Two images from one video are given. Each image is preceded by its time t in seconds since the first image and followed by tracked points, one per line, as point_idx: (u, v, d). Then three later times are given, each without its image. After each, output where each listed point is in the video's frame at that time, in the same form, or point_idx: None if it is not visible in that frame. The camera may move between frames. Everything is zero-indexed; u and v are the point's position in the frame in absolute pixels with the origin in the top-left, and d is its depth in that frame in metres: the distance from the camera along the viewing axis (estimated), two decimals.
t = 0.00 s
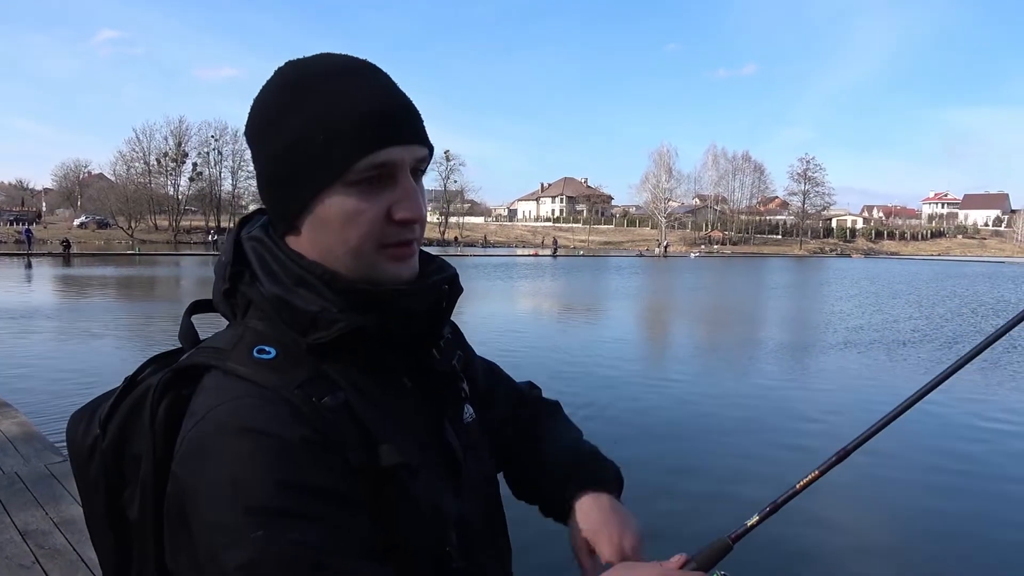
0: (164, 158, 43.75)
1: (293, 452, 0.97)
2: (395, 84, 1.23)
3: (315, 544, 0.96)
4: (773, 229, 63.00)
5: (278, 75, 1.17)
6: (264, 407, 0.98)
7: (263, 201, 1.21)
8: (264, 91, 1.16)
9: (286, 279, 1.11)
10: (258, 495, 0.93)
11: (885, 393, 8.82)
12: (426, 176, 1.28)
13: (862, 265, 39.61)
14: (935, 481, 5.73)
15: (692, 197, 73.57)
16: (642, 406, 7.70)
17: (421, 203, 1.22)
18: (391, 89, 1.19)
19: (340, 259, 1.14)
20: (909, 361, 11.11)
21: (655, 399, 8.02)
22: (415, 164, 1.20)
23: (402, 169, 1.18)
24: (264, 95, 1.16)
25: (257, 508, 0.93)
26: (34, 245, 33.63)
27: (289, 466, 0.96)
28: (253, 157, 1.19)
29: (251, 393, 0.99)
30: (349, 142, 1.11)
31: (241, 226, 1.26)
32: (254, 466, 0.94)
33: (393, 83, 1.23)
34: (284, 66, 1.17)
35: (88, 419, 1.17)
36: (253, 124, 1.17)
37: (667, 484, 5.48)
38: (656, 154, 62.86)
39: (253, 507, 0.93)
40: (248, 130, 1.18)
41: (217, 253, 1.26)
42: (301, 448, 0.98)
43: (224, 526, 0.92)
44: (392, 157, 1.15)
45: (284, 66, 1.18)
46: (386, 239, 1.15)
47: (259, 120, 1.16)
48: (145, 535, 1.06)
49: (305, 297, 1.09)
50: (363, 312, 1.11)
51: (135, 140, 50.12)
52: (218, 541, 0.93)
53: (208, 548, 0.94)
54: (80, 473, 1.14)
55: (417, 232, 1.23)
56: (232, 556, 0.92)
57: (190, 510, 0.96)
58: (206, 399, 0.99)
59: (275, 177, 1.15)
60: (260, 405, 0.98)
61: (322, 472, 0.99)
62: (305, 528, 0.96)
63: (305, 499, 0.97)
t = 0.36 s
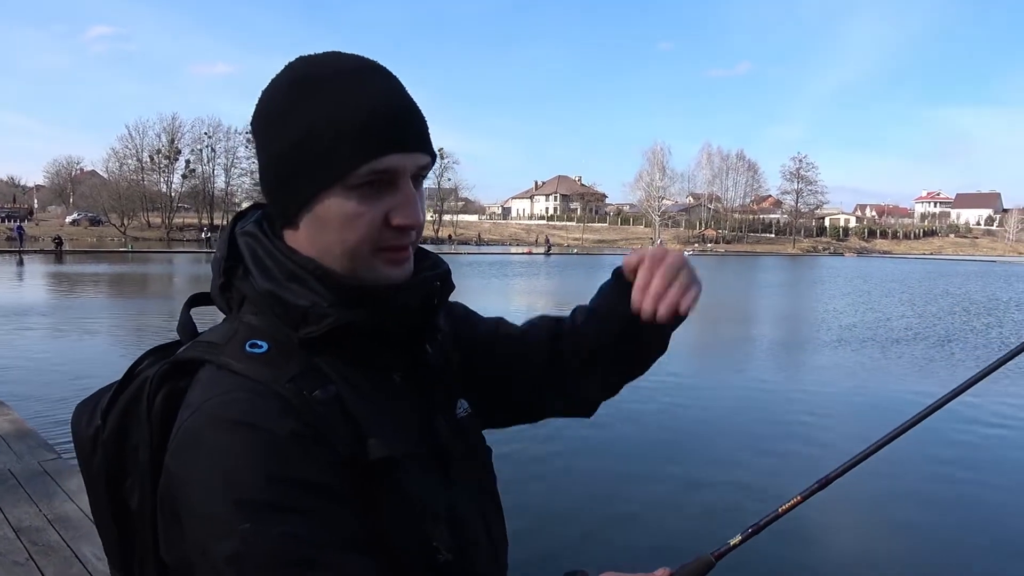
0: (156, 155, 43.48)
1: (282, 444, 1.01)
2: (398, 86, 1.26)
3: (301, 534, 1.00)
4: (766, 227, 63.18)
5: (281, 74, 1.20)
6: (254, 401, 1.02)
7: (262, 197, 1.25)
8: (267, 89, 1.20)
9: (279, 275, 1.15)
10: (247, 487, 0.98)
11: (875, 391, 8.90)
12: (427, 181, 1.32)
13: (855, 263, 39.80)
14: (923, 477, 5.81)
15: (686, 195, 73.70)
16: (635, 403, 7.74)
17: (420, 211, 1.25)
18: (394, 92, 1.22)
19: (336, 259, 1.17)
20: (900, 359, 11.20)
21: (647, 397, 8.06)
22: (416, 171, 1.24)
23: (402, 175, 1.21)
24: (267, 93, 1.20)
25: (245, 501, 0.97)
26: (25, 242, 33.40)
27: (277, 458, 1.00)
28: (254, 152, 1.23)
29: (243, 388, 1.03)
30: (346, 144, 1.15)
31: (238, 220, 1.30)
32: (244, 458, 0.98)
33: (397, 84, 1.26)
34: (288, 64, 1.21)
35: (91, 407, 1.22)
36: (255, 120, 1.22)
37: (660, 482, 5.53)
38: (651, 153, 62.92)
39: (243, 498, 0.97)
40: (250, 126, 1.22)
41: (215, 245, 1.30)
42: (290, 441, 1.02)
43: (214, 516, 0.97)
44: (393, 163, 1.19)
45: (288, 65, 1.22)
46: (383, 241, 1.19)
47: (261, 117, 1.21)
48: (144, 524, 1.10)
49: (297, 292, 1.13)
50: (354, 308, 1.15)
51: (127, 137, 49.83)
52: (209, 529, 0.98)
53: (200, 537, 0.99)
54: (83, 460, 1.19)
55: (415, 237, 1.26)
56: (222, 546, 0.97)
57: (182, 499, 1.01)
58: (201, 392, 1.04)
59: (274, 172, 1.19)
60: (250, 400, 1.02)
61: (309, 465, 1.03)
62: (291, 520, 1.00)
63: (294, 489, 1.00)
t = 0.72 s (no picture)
0: (152, 155, 43.37)
1: (269, 442, 1.01)
2: (386, 81, 1.27)
3: (289, 533, 1.00)
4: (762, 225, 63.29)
5: (268, 71, 1.21)
6: (242, 403, 1.03)
7: (253, 194, 1.26)
8: (252, 89, 1.21)
9: (266, 272, 1.16)
10: (235, 485, 0.98)
11: (872, 388, 8.92)
12: (416, 175, 1.32)
13: (851, 261, 39.85)
14: (923, 475, 5.83)
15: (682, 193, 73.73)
16: (632, 402, 7.77)
17: (408, 204, 1.25)
18: (379, 85, 1.22)
19: (323, 255, 1.19)
20: (897, 356, 11.22)
21: (645, 395, 8.09)
22: (401, 165, 1.24)
23: (388, 170, 1.21)
24: (253, 92, 1.21)
25: (233, 501, 0.98)
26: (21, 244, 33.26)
27: (265, 457, 1.00)
28: (242, 150, 1.24)
29: (233, 387, 1.04)
30: (330, 141, 1.15)
31: (232, 216, 1.32)
32: (232, 457, 0.99)
33: (383, 78, 1.26)
34: (273, 61, 1.22)
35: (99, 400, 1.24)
36: (242, 120, 1.22)
37: (658, 480, 5.54)
38: (647, 151, 63.00)
39: (231, 498, 0.98)
40: (238, 125, 1.23)
41: (211, 240, 1.32)
42: (279, 440, 1.02)
43: (205, 514, 0.99)
44: (379, 158, 1.19)
45: (273, 62, 1.23)
46: (371, 239, 1.20)
47: (248, 114, 1.22)
48: (150, 517, 1.12)
49: (284, 289, 1.14)
50: (341, 302, 1.15)
51: (122, 139, 49.65)
52: (201, 527, 0.99)
53: (192, 534, 1.00)
54: (91, 452, 1.22)
55: (405, 232, 1.27)
56: (213, 545, 0.98)
57: (176, 496, 1.02)
58: (193, 391, 1.05)
59: (263, 172, 1.20)
60: (240, 400, 1.03)
61: (296, 463, 1.03)
62: (279, 517, 1.00)
63: (280, 488, 1.01)
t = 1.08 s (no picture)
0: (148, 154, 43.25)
1: (265, 445, 1.01)
2: (375, 82, 1.26)
3: (286, 534, 1.00)
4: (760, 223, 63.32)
5: (256, 72, 1.21)
6: (237, 405, 1.03)
7: (247, 196, 1.26)
8: (242, 91, 1.21)
9: (260, 274, 1.16)
10: (230, 487, 0.98)
11: (870, 385, 8.94)
12: (405, 176, 1.32)
13: (849, 258, 39.87)
14: (921, 471, 5.84)
15: (680, 191, 73.69)
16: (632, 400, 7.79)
17: (395, 207, 1.24)
18: (367, 87, 1.22)
19: (310, 259, 1.19)
20: (895, 353, 11.24)
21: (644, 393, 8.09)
22: (389, 167, 1.23)
23: (375, 173, 1.21)
24: (243, 94, 1.21)
25: (228, 501, 0.98)
26: (17, 245, 33.15)
27: (260, 458, 1.00)
28: (234, 153, 1.24)
29: (229, 390, 1.04)
30: (318, 144, 1.15)
31: (228, 218, 1.32)
32: (227, 459, 0.99)
33: (373, 80, 1.26)
34: (263, 63, 1.22)
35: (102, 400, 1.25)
36: (234, 122, 1.23)
37: (656, 478, 5.55)
38: (645, 149, 63.05)
39: (226, 500, 0.98)
40: (230, 127, 1.23)
41: (209, 241, 1.32)
42: (274, 442, 1.02)
43: (199, 517, 0.99)
44: (365, 161, 1.19)
45: (264, 63, 1.22)
46: (358, 244, 1.20)
47: (239, 116, 1.22)
48: (151, 516, 1.13)
49: (278, 291, 1.14)
50: (335, 306, 1.14)
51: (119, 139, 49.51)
52: (197, 529, 0.99)
53: (189, 536, 1.00)
54: (94, 452, 1.22)
55: (394, 235, 1.26)
56: (208, 546, 0.98)
57: (174, 497, 1.02)
58: (191, 393, 1.06)
59: (253, 175, 1.20)
60: (234, 402, 1.03)
61: (292, 464, 1.03)
62: (276, 518, 1.00)
63: (275, 490, 1.01)
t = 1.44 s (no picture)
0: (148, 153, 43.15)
1: (263, 445, 1.02)
2: (372, 83, 1.27)
3: (284, 534, 1.01)
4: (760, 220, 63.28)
5: (255, 71, 1.22)
6: (237, 405, 1.04)
7: (245, 197, 1.27)
8: (241, 90, 1.21)
9: (259, 275, 1.17)
10: (228, 487, 0.99)
11: (870, 382, 8.94)
12: (401, 175, 1.32)
13: (849, 256, 39.84)
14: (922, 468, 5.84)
15: (680, 188, 73.62)
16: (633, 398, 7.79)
17: (391, 203, 1.25)
18: (364, 87, 1.22)
19: (307, 256, 1.19)
20: (897, 350, 11.24)
21: (645, 391, 8.10)
22: (384, 165, 1.24)
23: (370, 171, 1.21)
24: (242, 94, 1.22)
25: (226, 502, 0.99)
26: (18, 245, 33.13)
27: (258, 458, 1.01)
28: (233, 154, 1.25)
29: (228, 390, 1.05)
30: (314, 143, 1.15)
31: (227, 219, 1.32)
32: (225, 459, 1.00)
33: (370, 80, 1.26)
34: (261, 61, 1.22)
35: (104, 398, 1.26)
36: (232, 122, 1.23)
37: (657, 476, 5.55)
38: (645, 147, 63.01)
39: (224, 500, 0.99)
40: (228, 128, 1.24)
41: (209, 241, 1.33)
42: (272, 442, 1.03)
43: (199, 516, 0.99)
44: (360, 159, 1.19)
45: (261, 62, 1.23)
46: (355, 240, 1.20)
47: (237, 115, 1.22)
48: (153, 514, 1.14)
49: (277, 292, 1.15)
50: (334, 306, 1.15)
51: (119, 138, 49.44)
52: (196, 528, 1.00)
53: (188, 535, 1.01)
54: (96, 450, 1.23)
55: (391, 230, 1.27)
56: (206, 546, 0.99)
57: (175, 496, 1.03)
58: (191, 393, 1.06)
59: (251, 175, 1.21)
60: (233, 402, 1.04)
61: (290, 464, 1.03)
62: (273, 519, 1.01)
63: (273, 490, 1.01)
